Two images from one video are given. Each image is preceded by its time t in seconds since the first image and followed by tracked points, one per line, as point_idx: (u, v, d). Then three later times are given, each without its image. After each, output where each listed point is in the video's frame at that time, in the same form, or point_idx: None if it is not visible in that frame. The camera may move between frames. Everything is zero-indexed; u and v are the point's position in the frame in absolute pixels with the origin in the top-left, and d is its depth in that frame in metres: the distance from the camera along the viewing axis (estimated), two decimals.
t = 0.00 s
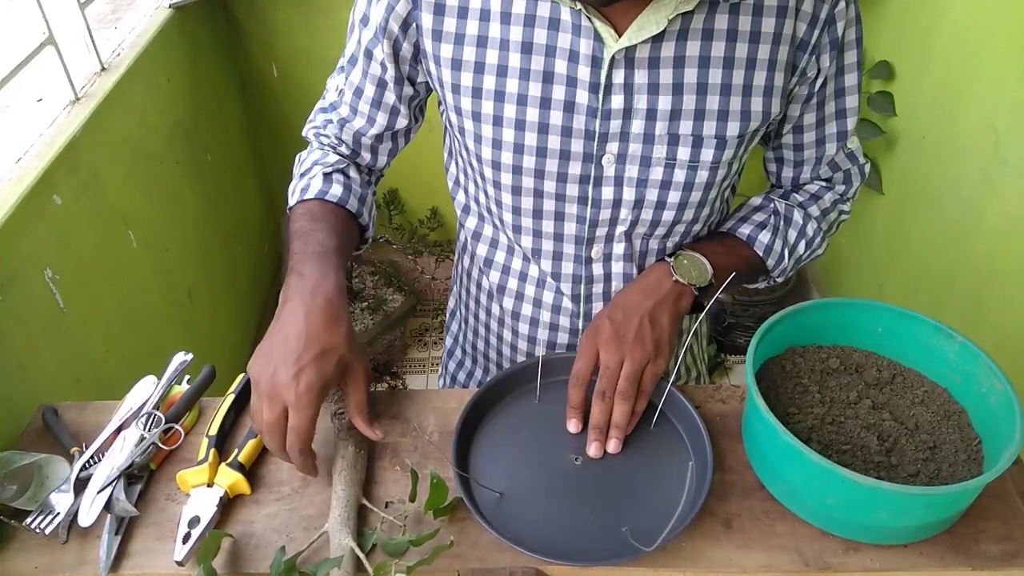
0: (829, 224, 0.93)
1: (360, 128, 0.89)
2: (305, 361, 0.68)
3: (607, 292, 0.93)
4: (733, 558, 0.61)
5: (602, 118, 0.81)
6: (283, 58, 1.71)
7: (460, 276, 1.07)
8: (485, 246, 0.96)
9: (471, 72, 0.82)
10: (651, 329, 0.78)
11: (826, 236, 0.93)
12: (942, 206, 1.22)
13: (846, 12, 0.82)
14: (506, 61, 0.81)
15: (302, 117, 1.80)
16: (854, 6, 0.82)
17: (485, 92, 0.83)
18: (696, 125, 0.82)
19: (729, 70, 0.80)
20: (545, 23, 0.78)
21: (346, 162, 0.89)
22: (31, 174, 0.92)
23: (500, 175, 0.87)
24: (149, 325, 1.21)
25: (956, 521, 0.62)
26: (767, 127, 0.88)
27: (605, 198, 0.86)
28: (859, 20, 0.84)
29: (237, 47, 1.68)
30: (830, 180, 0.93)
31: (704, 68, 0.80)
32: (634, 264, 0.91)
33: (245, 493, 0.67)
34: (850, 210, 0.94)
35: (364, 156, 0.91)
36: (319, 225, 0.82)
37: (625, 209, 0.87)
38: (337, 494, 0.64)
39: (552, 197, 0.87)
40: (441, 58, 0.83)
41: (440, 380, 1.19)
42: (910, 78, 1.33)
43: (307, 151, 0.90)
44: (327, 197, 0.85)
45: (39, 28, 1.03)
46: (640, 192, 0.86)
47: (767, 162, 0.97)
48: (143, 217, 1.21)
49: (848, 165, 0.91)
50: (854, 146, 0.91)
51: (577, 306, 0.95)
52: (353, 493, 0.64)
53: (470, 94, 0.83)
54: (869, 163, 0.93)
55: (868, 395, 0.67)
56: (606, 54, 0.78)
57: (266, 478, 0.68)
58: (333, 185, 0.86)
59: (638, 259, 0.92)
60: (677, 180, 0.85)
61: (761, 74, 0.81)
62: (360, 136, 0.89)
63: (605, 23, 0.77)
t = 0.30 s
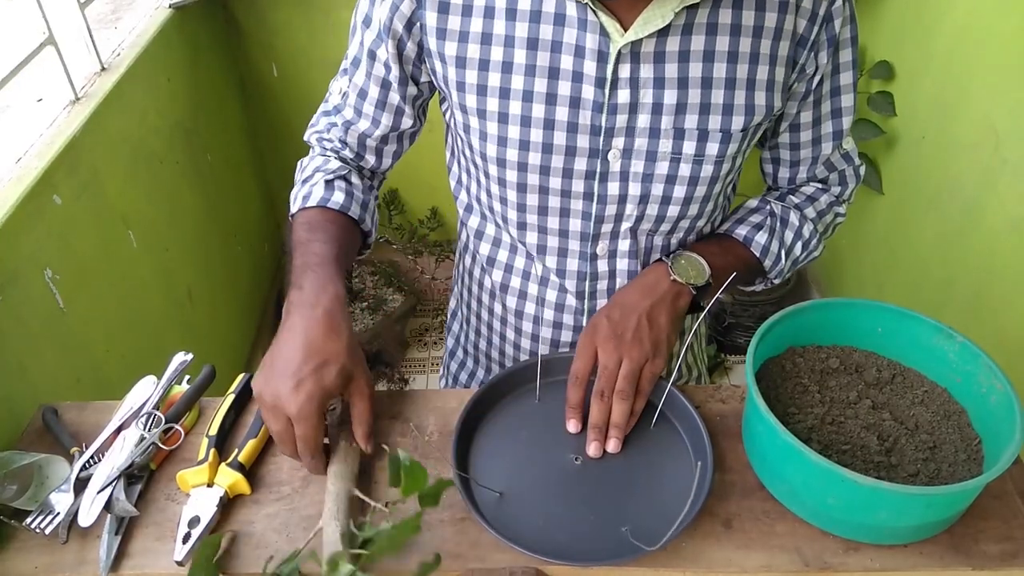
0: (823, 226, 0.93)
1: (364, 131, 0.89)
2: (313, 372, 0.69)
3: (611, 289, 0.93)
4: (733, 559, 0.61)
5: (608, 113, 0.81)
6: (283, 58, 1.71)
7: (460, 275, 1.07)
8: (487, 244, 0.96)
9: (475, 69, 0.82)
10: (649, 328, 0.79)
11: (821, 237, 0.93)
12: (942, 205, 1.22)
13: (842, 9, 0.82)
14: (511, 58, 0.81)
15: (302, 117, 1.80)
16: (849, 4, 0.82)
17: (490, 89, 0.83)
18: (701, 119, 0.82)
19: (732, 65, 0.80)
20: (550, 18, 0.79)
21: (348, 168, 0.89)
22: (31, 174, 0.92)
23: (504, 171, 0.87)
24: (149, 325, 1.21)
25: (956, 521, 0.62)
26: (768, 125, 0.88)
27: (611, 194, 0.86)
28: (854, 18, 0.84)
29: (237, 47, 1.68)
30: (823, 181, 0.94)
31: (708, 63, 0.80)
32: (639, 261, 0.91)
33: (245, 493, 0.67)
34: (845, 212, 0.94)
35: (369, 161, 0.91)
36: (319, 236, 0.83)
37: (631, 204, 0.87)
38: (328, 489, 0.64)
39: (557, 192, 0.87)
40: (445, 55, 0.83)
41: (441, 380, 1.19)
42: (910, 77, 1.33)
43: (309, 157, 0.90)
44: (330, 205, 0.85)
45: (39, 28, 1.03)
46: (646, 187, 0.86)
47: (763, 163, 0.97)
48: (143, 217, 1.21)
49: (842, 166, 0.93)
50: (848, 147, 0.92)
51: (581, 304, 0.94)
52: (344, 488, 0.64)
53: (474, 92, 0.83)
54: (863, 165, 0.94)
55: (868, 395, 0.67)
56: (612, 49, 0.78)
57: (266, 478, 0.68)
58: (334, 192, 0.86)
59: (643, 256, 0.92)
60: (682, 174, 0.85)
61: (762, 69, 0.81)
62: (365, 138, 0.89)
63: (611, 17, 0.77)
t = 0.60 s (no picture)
0: (824, 230, 0.93)
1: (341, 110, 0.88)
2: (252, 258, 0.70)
3: (610, 288, 0.93)
4: (733, 559, 0.61)
5: (608, 112, 0.81)
6: (283, 58, 1.71)
7: (461, 275, 1.07)
8: (487, 243, 0.96)
9: (479, 65, 0.82)
10: (651, 330, 0.79)
11: (821, 242, 0.93)
12: (942, 205, 1.22)
13: (844, 14, 0.82)
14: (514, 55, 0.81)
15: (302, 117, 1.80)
16: (852, 10, 0.83)
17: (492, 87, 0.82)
18: (701, 120, 0.83)
19: (732, 67, 0.81)
20: (553, 17, 0.79)
21: (313, 133, 0.87)
22: (31, 174, 0.92)
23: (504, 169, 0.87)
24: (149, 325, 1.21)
25: (956, 521, 0.62)
26: (767, 128, 0.88)
27: (610, 193, 0.86)
28: (857, 24, 0.84)
29: (237, 46, 1.68)
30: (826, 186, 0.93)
31: (708, 64, 0.80)
32: (637, 260, 0.91)
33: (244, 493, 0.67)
34: (845, 216, 0.95)
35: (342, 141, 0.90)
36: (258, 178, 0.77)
37: (629, 204, 0.87)
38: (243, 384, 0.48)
39: (556, 191, 0.87)
40: (449, 50, 0.83)
41: (441, 380, 1.19)
42: (910, 77, 1.33)
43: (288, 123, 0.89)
44: (280, 155, 0.82)
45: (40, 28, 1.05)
46: (645, 187, 0.85)
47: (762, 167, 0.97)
48: (143, 217, 1.21)
49: (843, 170, 0.93)
50: (848, 152, 0.93)
51: (580, 303, 0.94)
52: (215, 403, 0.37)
53: (477, 89, 0.83)
54: (863, 169, 0.95)
55: (868, 395, 0.67)
56: (614, 48, 0.79)
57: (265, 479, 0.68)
58: (288, 146, 0.83)
59: (640, 256, 0.92)
60: (681, 175, 0.85)
61: (762, 72, 0.81)
62: (343, 118, 0.89)
63: (614, 17, 0.77)
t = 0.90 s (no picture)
0: (821, 226, 0.94)
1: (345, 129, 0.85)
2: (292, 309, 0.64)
3: (613, 289, 0.93)
4: (733, 558, 0.61)
5: (612, 113, 0.82)
6: (283, 58, 1.71)
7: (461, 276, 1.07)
8: (487, 244, 0.96)
9: (481, 68, 0.82)
10: (656, 331, 0.79)
11: (819, 238, 0.94)
12: (942, 205, 1.22)
13: (839, 10, 0.83)
14: (517, 57, 0.81)
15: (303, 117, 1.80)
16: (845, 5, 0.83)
17: (495, 88, 0.82)
18: (704, 120, 0.83)
19: (733, 66, 0.81)
20: (555, 18, 0.79)
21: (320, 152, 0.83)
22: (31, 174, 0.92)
23: (507, 172, 0.86)
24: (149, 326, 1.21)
25: (956, 521, 0.62)
26: (766, 126, 0.88)
27: (614, 193, 0.86)
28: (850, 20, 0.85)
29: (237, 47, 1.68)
30: (822, 182, 0.94)
31: (709, 63, 0.80)
32: (641, 261, 0.92)
33: (244, 494, 0.67)
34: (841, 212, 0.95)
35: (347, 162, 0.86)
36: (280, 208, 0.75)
37: (633, 204, 0.87)
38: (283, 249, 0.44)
39: (560, 193, 0.87)
40: (450, 54, 0.82)
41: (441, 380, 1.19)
42: (910, 77, 1.33)
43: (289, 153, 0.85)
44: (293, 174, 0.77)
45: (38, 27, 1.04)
46: (648, 187, 0.86)
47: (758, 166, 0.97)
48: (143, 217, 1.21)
49: (838, 167, 0.93)
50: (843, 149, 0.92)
51: (583, 303, 0.94)
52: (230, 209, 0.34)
53: (480, 90, 0.83)
54: (857, 165, 0.94)
55: (868, 395, 0.67)
56: (617, 49, 0.79)
57: (266, 479, 0.68)
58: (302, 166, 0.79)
59: (643, 256, 0.92)
60: (684, 174, 0.85)
61: (762, 70, 0.81)
62: (349, 136, 0.85)
63: (616, 17, 0.78)
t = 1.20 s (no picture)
0: (813, 220, 0.93)
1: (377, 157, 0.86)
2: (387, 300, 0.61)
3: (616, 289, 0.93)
4: (734, 558, 0.61)
5: (613, 115, 0.82)
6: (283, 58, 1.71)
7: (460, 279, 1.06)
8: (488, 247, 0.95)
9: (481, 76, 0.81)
10: (654, 326, 0.79)
11: (812, 232, 0.94)
12: (942, 205, 1.22)
13: (830, 6, 0.84)
14: (516, 63, 0.81)
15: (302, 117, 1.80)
16: None
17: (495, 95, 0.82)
18: (704, 119, 0.83)
19: (732, 63, 0.81)
20: (556, 23, 0.79)
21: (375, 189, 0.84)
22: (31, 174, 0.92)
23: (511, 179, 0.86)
24: (150, 326, 1.21)
25: (956, 521, 0.62)
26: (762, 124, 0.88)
27: (616, 195, 0.86)
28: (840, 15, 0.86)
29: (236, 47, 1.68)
30: (813, 177, 0.94)
31: (709, 62, 0.81)
32: (643, 260, 0.92)
33: (245, 493, 0.67)
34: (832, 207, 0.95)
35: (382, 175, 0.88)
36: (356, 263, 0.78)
37: (636, 205, 0.87)
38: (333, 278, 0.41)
39: (563, 198, 0.86)
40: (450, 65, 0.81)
41: (441, 381, 1.19)
42: (910, 77, 1.33)
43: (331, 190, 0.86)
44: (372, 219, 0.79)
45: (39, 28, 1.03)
46: (651, 187, 0.86)
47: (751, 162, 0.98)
48: (143, 218, 1.21)
49: (831, 162, 0.93)
50: (835, 144, 0.93)
51: (586, 305, 0.94)
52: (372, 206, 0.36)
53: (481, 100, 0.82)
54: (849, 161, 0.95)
55: (868, 395, 0.67)
56: (618, 51, 0.79)
57: (266, 478, 0.68)
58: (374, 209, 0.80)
59: (645, 256, 0.92)
60: (686, 174, 0.85)
61: (761, 66, 0.82)
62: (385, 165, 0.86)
63: (617, 20, 0.78)
